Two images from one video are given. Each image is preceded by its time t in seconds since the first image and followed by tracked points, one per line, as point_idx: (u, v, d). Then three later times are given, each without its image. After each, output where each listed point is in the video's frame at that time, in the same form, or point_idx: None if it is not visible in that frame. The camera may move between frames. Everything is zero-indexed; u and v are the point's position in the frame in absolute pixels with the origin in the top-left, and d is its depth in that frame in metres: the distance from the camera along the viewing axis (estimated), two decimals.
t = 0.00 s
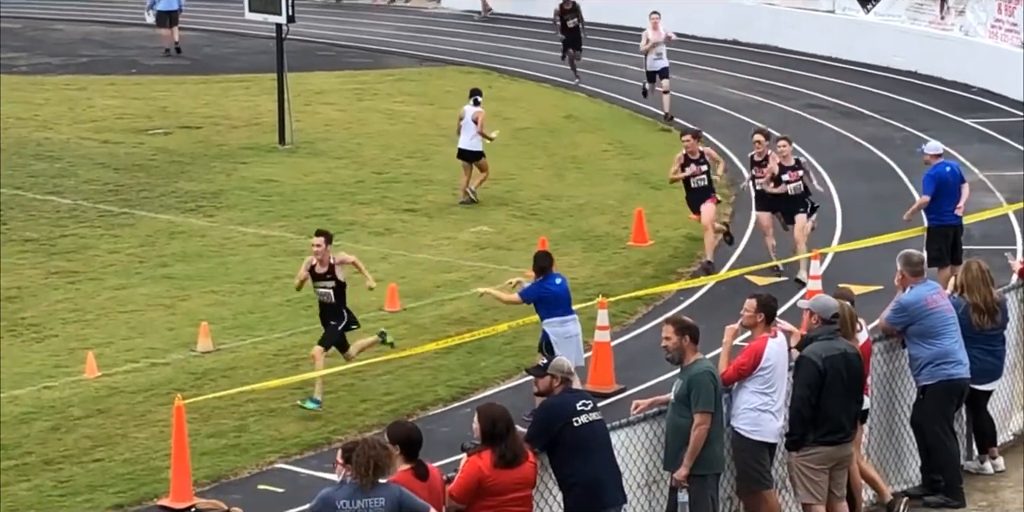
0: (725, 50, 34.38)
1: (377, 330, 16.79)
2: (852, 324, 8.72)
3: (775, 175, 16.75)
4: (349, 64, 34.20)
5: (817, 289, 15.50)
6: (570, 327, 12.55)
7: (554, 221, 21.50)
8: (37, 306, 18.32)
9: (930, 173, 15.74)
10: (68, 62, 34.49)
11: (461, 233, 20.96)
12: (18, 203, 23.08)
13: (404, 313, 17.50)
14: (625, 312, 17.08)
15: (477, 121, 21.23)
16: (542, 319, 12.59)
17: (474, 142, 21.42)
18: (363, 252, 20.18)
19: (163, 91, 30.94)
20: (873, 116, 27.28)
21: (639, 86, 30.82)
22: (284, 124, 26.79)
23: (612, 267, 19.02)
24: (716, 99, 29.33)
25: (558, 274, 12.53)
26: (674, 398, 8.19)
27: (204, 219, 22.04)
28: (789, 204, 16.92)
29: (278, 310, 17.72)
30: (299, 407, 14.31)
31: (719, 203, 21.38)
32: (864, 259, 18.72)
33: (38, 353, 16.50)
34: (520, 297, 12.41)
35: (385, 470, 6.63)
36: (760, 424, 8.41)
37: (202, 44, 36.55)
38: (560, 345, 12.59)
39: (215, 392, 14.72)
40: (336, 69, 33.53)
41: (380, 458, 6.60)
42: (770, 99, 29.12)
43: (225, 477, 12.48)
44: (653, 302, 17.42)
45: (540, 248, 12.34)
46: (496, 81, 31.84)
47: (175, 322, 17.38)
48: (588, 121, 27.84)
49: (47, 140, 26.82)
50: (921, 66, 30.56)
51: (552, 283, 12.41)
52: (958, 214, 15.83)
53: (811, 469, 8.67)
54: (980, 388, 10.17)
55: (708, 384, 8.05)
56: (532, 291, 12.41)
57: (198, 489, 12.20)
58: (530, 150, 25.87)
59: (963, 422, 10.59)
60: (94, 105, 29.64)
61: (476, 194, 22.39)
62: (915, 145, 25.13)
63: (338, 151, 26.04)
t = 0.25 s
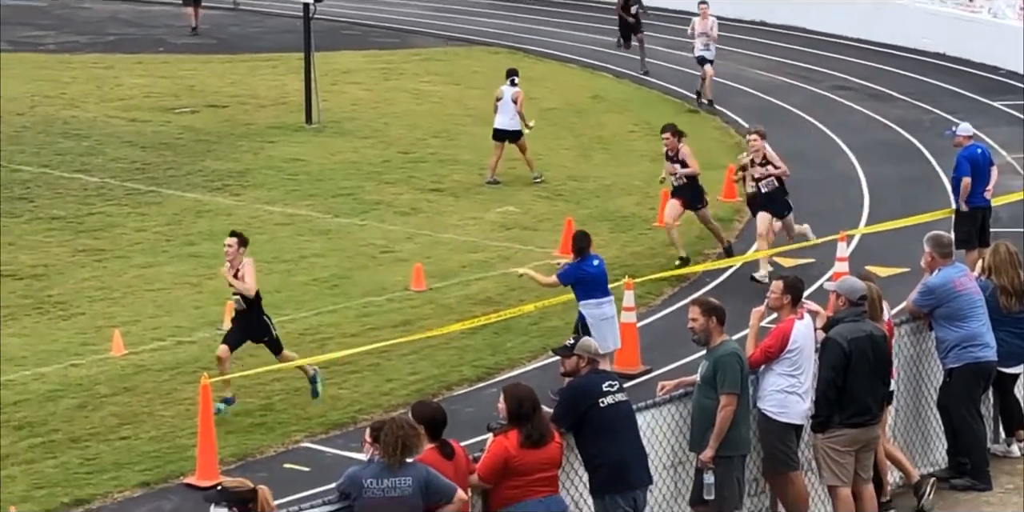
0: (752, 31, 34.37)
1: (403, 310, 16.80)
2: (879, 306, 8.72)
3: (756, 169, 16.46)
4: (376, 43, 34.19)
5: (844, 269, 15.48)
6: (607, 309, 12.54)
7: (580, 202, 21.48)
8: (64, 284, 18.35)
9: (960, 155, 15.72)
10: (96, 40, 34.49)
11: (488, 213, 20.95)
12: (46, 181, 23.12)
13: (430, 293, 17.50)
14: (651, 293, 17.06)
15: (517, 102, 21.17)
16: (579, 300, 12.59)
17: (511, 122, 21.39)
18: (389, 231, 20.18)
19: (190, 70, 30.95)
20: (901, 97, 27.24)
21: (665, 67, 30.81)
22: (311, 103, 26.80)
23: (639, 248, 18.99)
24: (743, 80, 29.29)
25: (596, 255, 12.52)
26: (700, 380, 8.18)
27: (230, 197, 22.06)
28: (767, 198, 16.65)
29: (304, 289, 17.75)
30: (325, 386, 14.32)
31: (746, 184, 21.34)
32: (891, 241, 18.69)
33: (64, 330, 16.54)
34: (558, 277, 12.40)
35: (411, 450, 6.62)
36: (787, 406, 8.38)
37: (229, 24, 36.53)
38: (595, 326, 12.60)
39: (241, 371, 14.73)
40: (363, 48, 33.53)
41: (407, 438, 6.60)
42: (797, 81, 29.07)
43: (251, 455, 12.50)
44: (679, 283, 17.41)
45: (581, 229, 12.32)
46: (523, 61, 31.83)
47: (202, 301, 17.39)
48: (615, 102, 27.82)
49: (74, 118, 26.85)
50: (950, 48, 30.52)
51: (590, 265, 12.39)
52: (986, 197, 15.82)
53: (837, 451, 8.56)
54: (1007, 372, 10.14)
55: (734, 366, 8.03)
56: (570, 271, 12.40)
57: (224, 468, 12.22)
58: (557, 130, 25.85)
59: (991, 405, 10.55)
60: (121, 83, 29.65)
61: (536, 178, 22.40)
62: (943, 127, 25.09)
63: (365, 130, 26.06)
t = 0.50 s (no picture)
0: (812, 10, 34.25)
1: (459, 290, 16.81)
2: (938, 289, 8.72)
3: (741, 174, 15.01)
4: (434, 22, 34.18)
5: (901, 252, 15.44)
6: (668, 290, 12.58)
7: (637, 183, 21.46)
8: (122, 261, 18.42)
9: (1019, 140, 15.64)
10: (156, 17, 34.54)
11: (544, 193, 20.94)
12: (104, 158, 23.21)
13: (486, 273, 17.51)
14: (707, 274, 17.01)
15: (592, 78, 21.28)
16: (642, 280, 12.61)
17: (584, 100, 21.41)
18: (446, 211, 20.20)
19: (248, 48, 30.99)
20: (959, 80, 27.12)
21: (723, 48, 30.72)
22: (368, 83, 26.82)
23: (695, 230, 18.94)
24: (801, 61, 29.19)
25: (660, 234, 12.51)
26: (756, 362, 8.16)
27: (288, 176, 22.11)
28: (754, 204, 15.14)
29: (359, 268, 17.78)
30: (380, 365, 14.35)
31: (803, 166, 21.28)
32: (949, 224, 18.59)
33: (122, 306, 16.60)
34: (623, 257, 12.41)
35: (469, 428, 6.60)
36: (843, 388, 8.35)
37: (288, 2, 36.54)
38: (655, 306, 12.66)
39: (297, 349, 14.77)
40: (421, 27, 33.52)
41: (464, 418, 6.58)
42: (855, 62, 28.97)
43: (306, 433, 12.54)
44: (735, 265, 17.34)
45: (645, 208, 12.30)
46: (581, 42, 31.79)
47: (259, 279, 17.44)
48: (673, 83, 27.77)
49: (133, 96, 26.93)
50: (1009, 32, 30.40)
51: (654, 246, 12.38)
52: None
53: (893, 434, 8.50)
54: None
55: (791, 348, 8.00)
56: (635, 252, 12.40)
57: (279, 445, 12.26)
58: (613, 110, 25.81)
59: None
60: (180, 61, 29.71)
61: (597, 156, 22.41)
62: (1003, 110, 24.97)
63: (422, 110, 26.07)
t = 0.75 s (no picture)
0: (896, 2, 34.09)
1: (540, 278, 16.82)
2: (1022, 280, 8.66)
3: (741, 188, 14.04)
4: (517, 10, 34.16)
5: (985, 244, 15.34)
6: (746, 281, 12.53)
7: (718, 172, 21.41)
8: (204, 246, 18.50)
9: None
10: (239, 4, 34.62)
11: (625, 182, 20.93)
12: (187, 144, 23.32)
13: (566, 261, 17.52)
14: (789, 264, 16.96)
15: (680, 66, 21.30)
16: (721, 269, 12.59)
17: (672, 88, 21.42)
18: (527, 199, 20.20)
19: (331, 35, 31.05)
20: None
21: (806, 38, 30.63)
22: (450, 70, 26.84)
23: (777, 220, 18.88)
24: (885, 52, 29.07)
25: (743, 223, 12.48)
26: (839, 351, 8.11)
27: (370, 163, 22.16)
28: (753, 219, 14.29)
29: (440, 255, 17.80)
30: (459, 353, 14.36)
31: (887, 157, 21.19)
32: None
33: (204, 291, 16.68)
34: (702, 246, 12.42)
35: (547, 417, 6.61)
36: (925, 380, 8.31)
37: None
38: (733, 296, 12.63)
39: (378, 335, 14.80)
40: (503, 15, 33.51)
41: (542, 406, 6.58)
42: (939, 53, 28.83)
43: (386, 419, 12.56)
44: (817, 255, 17.28)
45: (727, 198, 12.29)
46: (663, 31, 31.74)
47: (341, 265, 17.50)
48: (755, 72, 27.70)
49: (216, 82, 27.04)
50: None
51: (735, 237, 12.35)
52: None
53: (977, 427, 8.44)
54: None
55: (873, 339, 7.95)
56: (715, 242, 12.39)
57: (360, 431, 12.29)
58: (695, 99, 25.76)
59: None
60: (262, 48, 29.79)
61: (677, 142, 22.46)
62: None
63: (504, 98, 26.08)
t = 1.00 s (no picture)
0: None
1: (650, 267, 16.75)
2: None
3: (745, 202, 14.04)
4: None
5: None
6: (848, 272, 12.49)
7: (831, 163, 21.26)
8: (314, 233, 18.53)
9: None
10: None
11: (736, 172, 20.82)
12: (298, 131, 23.37)
13: (676, 251, 17.45)
14: (902, 256, 16.83)
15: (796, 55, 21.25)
16: (823, 262, 12.58)
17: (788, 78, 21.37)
18: (637, 188, 20.14)
19: (443, 23, 31.03)
20: None
21: (921, 28, 30.39)
22: (562, 59, 26.78)
23: (890, 211, 18.74)
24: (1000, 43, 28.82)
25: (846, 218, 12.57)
26: (952, 346, 8.02)
27: (480, 151, 22.15)
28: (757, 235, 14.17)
29: (550, 244, 17.76)
30: (568, 342, 14.31)
31: (1002, 150, 21.00)
32: None
33: (313, 278, 16.71)
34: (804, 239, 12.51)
35: (655, 408, 6.71)
36: None
37: None
38: (836, 288, 12.56)
39: (487, 324, 14.78)
40: (614, 3, 33.40)
41: (649, 397, 6.68)
42: None
43: (495, 408, 12.53)
44: (930, 248, 17.13)
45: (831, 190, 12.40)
46: (775, 20, 31.56)
47: (450, 252, 17.49)
48: (869, 62, 27.50)
49: (327, 70, 27.09)
50: None
51: (839, 226, 12.41)
52: None
53: None
54: None
55: (988, 332, 7.88)
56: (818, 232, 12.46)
57: (468, 419, 12.27)
58: (808, 89, 25.61)
59: None
60: (374, 35, 29.81)
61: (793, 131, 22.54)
62: None
63: (615, 86, 26.01)
